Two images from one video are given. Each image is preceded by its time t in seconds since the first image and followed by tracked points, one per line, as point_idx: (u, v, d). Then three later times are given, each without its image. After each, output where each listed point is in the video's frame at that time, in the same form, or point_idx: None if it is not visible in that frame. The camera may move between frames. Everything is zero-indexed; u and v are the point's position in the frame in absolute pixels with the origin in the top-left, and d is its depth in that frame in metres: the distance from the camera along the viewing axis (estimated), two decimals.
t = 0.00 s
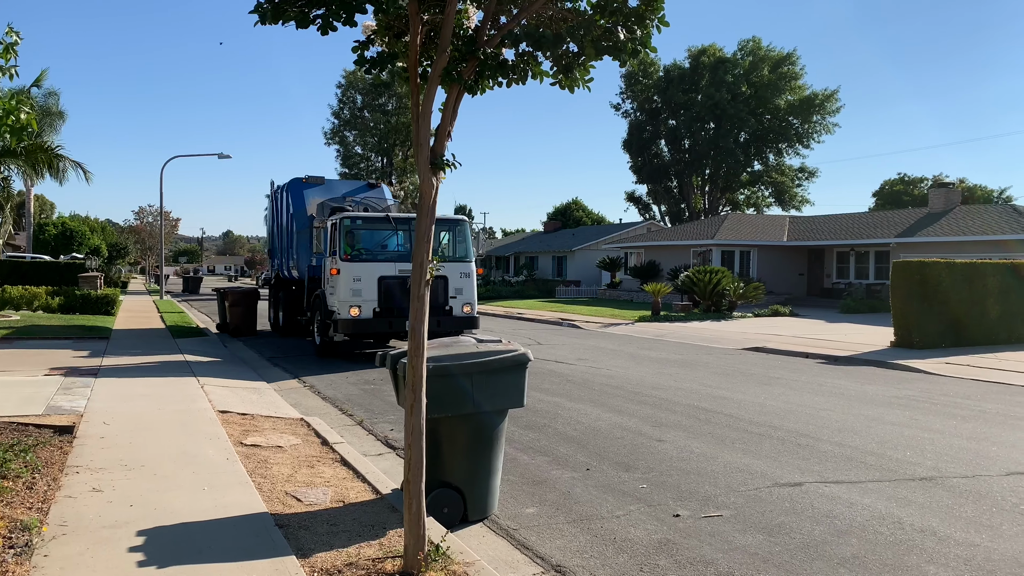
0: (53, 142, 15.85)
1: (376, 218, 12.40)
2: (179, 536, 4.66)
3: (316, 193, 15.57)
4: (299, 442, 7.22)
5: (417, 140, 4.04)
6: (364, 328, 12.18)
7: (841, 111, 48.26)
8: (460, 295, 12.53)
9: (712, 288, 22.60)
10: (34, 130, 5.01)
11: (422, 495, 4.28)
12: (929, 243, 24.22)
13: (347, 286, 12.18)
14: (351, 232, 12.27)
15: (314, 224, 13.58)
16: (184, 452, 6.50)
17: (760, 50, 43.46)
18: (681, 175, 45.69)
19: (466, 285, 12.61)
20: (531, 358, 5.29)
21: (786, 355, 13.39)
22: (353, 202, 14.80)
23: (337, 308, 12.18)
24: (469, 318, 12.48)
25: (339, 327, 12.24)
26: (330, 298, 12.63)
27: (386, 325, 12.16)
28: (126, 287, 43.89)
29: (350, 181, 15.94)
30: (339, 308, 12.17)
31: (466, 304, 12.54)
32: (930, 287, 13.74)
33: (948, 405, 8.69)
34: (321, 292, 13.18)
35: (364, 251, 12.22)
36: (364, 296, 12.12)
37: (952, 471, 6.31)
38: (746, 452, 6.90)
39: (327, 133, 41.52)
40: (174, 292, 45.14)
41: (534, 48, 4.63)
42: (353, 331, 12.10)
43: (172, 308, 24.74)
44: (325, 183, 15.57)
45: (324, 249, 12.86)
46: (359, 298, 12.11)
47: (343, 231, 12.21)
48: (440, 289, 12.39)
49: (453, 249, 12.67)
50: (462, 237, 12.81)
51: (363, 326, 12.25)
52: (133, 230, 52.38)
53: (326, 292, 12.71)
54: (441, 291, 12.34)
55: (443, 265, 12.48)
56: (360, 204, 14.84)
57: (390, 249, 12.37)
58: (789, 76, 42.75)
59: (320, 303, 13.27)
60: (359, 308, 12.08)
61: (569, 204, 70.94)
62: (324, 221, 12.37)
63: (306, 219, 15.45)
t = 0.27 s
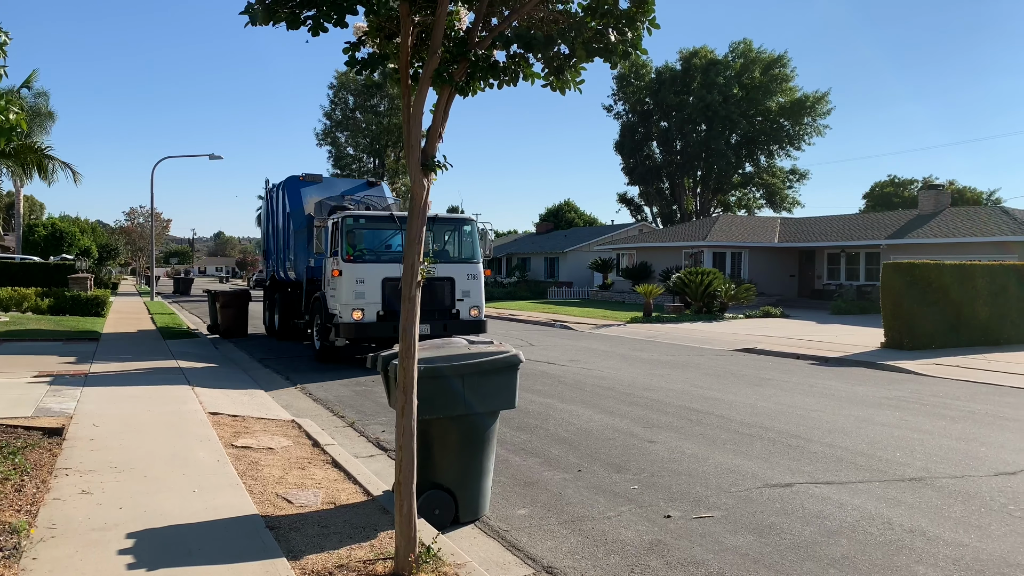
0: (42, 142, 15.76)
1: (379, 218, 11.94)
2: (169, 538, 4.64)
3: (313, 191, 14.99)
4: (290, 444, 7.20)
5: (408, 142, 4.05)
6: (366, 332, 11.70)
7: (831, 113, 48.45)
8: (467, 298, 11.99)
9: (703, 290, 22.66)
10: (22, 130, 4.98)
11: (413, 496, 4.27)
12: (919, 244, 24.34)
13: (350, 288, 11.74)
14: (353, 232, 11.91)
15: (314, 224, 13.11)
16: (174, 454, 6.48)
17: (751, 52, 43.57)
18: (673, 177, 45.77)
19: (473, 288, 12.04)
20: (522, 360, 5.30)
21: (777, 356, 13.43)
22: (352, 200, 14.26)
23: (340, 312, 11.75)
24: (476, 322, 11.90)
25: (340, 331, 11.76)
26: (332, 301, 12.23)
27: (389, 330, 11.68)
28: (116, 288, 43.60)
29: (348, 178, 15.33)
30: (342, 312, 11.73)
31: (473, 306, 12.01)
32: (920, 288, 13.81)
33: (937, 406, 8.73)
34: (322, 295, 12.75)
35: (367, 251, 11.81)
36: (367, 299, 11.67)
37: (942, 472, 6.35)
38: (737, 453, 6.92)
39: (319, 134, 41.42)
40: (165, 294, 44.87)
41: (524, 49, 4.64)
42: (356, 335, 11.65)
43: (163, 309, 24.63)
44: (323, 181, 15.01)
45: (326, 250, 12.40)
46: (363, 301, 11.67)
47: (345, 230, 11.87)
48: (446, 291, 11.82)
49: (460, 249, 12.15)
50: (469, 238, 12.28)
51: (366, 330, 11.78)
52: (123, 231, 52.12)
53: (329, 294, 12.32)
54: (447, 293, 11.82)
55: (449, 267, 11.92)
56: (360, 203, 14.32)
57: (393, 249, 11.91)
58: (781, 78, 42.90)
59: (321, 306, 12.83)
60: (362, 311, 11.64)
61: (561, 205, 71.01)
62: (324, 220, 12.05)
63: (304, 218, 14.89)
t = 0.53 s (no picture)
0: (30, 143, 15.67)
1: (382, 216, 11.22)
2: (158, 541, 4.62)
3: (310, 190, 14.25)
4: (279, 447, 7.17)
5: (398, 144, 4.05)
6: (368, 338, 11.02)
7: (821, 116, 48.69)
8: (476, 301, 11.25)
9: (693, 292, 22.71)
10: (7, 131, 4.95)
11: (403, 499, 4.27)
12: (908, 247, 24.47)
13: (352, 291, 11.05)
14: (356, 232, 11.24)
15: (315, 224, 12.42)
16: (163, 457, 6.45)
17: (741, 55, 43.69)
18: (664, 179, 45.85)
19: (481, 290, 11.30)
20: (513, 361, 5.29)
21: (767, 358, 13.47)
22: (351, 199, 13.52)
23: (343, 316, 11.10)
24: (486, 326, 11.15)
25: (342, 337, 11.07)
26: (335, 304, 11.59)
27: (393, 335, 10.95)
28: (105, 291, 43.32)
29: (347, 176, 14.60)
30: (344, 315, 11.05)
31: (482, 309, 11.27)
32: (909, 290, 13.87)
33: (926, 407, 8.77)
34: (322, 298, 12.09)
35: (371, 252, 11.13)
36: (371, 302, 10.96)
37: (930, 473, 6.38)
38: (727, 454, 6.94)
39: (309, 136, 41.31)
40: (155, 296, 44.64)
41: (514, 52, 4.65)
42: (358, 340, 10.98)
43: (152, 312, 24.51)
44: (320, 179, 14.27)
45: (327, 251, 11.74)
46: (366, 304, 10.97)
47: (347, 229, 11.19)
48: (454, 294, 11.07)
49: (468, 249, 11.39)
50: (479, 237, 11.51)
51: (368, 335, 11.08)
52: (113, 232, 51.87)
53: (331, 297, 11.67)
54: (454, 296, 11.08)
55: (457, 268, 11.15)
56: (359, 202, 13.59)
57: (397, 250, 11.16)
58: (771, 81, 43.06)
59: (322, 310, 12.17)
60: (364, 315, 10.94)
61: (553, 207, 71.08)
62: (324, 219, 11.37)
63: (300, 218, 14.14)
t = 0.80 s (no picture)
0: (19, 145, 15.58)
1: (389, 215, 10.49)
2: (147, 546, 4.59)
3: (308, 188, 13.44)
4: (270, 450, 7.14)
5: (389, 146, 4.04)
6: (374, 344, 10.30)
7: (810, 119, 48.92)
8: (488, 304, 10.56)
9: (684, 293, 22.76)
10: None
11: (394, 502, 4.26)
12: (897, 249, 24.60)
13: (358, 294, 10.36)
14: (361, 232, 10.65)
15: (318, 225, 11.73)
16: (153, 461, 6.41)
17: (732, 57, 43.79)
18: (655, 181, 45.94)
19: (494, 293, 10.61)
20: (504, 364, 5.29)
21: (758, 360, 13.51)
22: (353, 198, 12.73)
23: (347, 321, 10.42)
24: (499, 331, 10.46)
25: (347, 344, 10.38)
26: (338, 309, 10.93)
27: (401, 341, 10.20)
28: (94, 293, 43.04)
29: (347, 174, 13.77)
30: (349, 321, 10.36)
31: (494, 313, 10.58)
32: (898, 292, 13.94)
33: (916, 408, 8.81)
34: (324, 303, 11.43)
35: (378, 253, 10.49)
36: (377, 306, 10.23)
37: (919, 474, 6.41)
38: (717, 456, 6.95)
39: (300, 138, 41.22)
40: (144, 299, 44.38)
41: (505, 54, 4.65)
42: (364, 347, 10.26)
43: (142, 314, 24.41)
44: (319, 177, 13.45)
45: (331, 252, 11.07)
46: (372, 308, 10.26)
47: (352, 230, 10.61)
48: (465, 297, 10.40)
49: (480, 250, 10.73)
50: (491, 237, 10.87)
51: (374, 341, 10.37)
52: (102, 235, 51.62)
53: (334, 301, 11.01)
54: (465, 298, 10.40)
55: (468, 269, 10.50)
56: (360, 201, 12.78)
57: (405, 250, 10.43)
58: (761, 83, 43.21)
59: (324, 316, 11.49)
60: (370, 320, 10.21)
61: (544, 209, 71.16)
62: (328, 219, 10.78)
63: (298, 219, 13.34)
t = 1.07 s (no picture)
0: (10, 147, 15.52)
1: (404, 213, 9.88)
2: (139, 549, 4.57)
3: (311, 186, 12.80)
4: (264, 453, 7.12)
5: (383, 149, 4.04)
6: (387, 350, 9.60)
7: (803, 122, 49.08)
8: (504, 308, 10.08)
9: (678, 295, 22.80)
10: None
11: (387, 505, 4.25)
12: (890, 251, 24.68)
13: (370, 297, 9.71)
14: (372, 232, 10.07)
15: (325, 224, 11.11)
16: (145, 464, 6.38)
17: (725, 60, 43.82)
18: (649, 183, 45.98)
19: (511, 297, 10.16)
20: (498, 367, 5.28)
21: (752, 362, 13.53)
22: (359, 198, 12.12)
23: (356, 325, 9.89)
24: (517, 337, 10.00)
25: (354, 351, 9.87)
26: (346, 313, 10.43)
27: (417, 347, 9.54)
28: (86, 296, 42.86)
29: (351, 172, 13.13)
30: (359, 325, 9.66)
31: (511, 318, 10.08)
32: (891, 294, 14.00)
33: (909, 410, 8.84)
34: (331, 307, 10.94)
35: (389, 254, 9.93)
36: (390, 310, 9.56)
37: (912, 475, 6.43)
38: (711, 458, 6.96)
39: (294, 141, 41.15)
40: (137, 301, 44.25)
41: (498, 57, 4.65)
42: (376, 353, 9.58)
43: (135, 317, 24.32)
44: (324, 175, 12.81)
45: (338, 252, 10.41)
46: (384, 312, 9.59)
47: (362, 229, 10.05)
48: (481, 301, 9.94)
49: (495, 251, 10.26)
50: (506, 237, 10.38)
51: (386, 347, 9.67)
52: (95, 237, 51.41)
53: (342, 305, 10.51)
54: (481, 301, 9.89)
55: (484, 271, 10.04)
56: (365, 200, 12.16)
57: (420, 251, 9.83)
58: (754, 86, 43.30)
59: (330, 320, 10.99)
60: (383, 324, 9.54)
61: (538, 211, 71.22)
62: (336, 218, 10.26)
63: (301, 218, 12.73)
